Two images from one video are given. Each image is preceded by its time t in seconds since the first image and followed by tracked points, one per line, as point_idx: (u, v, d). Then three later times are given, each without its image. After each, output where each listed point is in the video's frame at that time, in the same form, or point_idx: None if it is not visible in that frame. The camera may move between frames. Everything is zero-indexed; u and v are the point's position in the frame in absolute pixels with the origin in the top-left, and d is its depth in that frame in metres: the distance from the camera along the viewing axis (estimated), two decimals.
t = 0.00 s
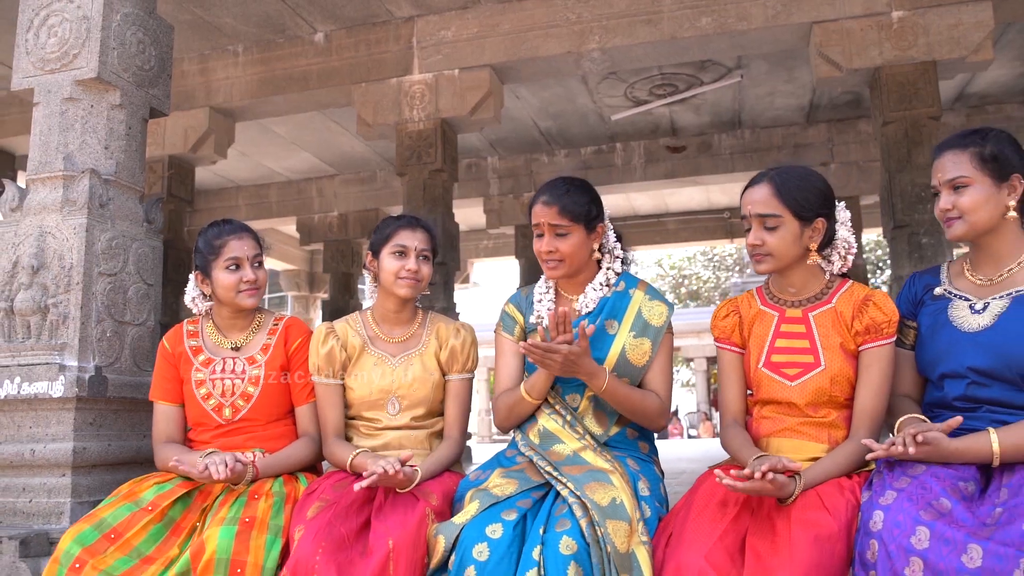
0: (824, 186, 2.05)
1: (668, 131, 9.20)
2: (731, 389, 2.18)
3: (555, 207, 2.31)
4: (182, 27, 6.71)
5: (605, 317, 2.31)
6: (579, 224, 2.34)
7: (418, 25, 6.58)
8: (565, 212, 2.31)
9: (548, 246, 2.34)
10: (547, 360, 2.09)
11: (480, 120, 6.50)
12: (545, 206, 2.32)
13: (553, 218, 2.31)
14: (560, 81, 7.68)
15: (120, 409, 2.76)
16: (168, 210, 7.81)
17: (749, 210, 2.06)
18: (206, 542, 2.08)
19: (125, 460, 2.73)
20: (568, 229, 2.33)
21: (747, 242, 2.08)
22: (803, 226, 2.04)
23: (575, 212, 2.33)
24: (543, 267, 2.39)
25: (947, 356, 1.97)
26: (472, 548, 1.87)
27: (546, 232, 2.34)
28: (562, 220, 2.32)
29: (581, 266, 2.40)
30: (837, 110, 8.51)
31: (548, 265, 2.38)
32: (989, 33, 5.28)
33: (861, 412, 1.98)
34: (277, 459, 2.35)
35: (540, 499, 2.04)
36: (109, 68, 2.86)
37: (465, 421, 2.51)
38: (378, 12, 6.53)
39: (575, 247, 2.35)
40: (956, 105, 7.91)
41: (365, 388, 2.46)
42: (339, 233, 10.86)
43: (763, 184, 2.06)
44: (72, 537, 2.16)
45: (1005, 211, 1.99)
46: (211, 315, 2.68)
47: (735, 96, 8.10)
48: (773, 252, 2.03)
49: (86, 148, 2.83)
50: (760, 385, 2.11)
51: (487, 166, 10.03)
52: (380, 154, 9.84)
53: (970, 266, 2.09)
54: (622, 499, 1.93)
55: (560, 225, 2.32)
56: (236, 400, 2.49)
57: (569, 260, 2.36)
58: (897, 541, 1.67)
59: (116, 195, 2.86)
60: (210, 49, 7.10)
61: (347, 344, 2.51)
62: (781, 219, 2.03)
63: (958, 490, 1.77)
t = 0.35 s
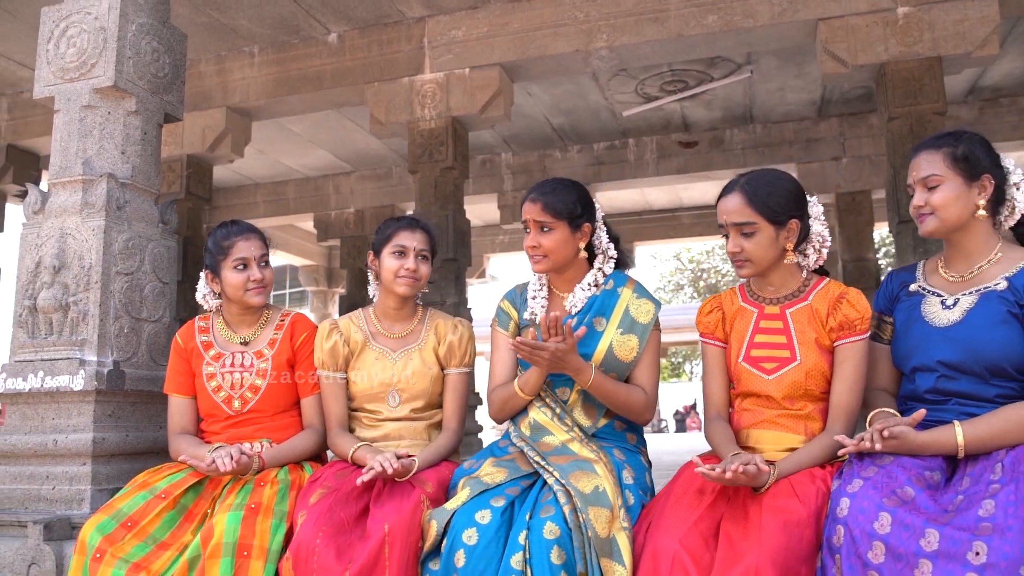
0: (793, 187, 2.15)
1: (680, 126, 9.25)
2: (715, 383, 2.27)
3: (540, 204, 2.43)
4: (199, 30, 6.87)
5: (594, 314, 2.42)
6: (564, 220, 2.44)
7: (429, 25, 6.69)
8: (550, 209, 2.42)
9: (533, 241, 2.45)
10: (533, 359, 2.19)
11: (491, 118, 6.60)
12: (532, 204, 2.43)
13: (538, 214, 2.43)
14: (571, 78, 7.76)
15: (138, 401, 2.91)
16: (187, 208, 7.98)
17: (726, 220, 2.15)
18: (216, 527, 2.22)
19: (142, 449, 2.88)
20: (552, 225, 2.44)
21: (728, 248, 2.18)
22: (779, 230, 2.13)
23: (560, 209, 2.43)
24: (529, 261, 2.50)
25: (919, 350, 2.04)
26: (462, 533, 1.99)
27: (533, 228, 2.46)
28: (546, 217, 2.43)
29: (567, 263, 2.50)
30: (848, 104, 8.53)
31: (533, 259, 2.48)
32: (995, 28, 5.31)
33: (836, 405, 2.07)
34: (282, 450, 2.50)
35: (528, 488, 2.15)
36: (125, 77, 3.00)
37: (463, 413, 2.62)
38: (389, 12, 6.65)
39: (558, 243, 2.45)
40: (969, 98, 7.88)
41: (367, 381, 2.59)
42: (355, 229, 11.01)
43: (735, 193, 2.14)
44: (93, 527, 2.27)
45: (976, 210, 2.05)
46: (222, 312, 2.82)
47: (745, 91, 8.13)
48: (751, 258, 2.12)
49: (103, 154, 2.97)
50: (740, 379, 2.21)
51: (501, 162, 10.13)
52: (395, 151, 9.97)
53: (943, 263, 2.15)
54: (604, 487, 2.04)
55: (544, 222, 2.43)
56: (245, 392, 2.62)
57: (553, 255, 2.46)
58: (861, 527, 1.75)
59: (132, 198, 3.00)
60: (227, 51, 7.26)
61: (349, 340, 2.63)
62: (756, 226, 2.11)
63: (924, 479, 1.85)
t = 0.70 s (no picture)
0: (773, 190, 2.27)
1: (692, 123, 9.30)
2: (700, 378, 2.37)
3: (547, 197, 2.53)
4: (217, 34, 7.04)
5: (587, 312, 2.48)
6: (566, 214, 2.52)
7: (440, 26, 6.81)
8: (555, 203, 2.52)
9: (534, 233, 2.53)
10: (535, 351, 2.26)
11: (502, 118, 6.72)
12: (539, 196, 2.53)
13: (544, 206, 2.52)
14: (582, 76, 7.85)
15: (157, 396, 3.06)
16: (206, 208, 8.18)
17: (705, 222, 2.27)
18: (228, 513, 2.36)
19: (161, 441, 3.04)
20: (554, 217, 2.52)
21: (710, 250, 2.30)
22: (757, 232, 2.25)
23: (564, 205, 2.53)
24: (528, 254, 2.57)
25: (892, 348, 2.13)
26: (457, 518, 2.12)
27: (536, 221, 2.55)
28: (551, 210, 2.53)
29: (564, 257, 2.57)
30: (860, 99, 8.54)
31: (532, 249, 2.55)
32: (1000, 24, 5.34)
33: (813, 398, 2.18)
34: (291, 442, 2.65)
35: (521, 477, 2.27)
36: (143, 87, 3.15)
37: (463, 407, 2.74)
38: (402, 15, 6.77)
39: (558, 235, 2.52)
40: (981, 93, 7.87)
41: (371, 376, 2.72)
42: (372, 226, 11.17)
43: (716, 198, 2.27)
44: (114, 514, 2.44)
45: (948, 212, 2.13)
46: (236, 311, 2.96)
47: (756, 87, 8.18)
48: (731, 258, 2.24)
49: (123, 161, 3.12)
50: (724, 375, 2.31)
51: (515, 159, 10.23)
52: (411, 149, 10.11)
53: (918, 263, 2.24)
54: (592, 476, 2.15)
55: (547, 214, 2.52)
56: (257, 387, 2.76)
57: (551, 246, 2.53)
58: (829, 513, 1.86)
59: (151, 203, 3.16)
60: (244, 53, 7.43)
61: (355, 337, 2.77)
62: (735, 228, 2.24)
63: (892, 469, 1.95)
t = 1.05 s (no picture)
0: (757, 186, 2.36)
1: (701, 117, 9.35)
2: (688, 366, 2.48)
3: (546, 193, 2.62)
4: (231, 34, 7.18)
5: (580, 303, 2.57)
6: (564, 210, 2.62)
7: (449, 25, 6.92)
8: (553, 199, 2.61)
9: (532, 227, 2.62)
10: (533, 338, 2.36)
11: (510, 114, 6.82)
12: (538, 192, 2.61)
13: (543, 202, 2.61)
14: (590, 72, 7.93)
15: (172, 384, 3.21)
16: (221, 204, 8.35)
17: (693, 217, 2.37)
18: (239, 493, 2.50)
19: (176, 428, 3.18)
20: (552, 212, 2.61)
21: (695, 242, 2.39)
22: (741, 225, 2.34)
23: (562, 200, 2.62)
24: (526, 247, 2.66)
25: (868, 337, 2.23)
26: (453, 498, 2.24)
27: (534, 216, 2.64)
28: (550, 205, 2.61)
29: (560, 251, 2.66)
30: (868, 93, 8.57)
31: (531, 243, 2.65)
32: (1002, 18, 5.37)
33: (794, 384, 2.27)
34: (299, 426, 2.79)
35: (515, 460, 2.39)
36: (158, 89, 3.28)
37: (463, 394, 2.86)
38: (411, 13, 6.88)
39: (556, 230, 2.61)
40: (990, 85, 7.86)
41: (375, 364, 2.84)
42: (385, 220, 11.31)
43: (702, 192, 2.36)
44: (132, 490, 2.57)
45: (923, 206, 2.21)
46: (247, 303, 3.09)
47: (764, 82, 8.22)
48: (715, 251, 2.34)
49: (139, 160, 3.26)
50: (709, 363, 2.41)
51: (526, 154, 10.32)
52: (422, 145, 10.23)
53: (896, 254, 2.33)
54: (581, 459, 2.26)
55: (546, 209, 2.61)
56: (268, 375, 2.89)
57: (549, 240, 2.62)
58: (803, 493, 1.96)
59: (165, 200, 3.29)
60: (257, 53, 7.57)
61: (359, 327, 2.90)
62: (720, 223, 2.33)
63: (865, 451, 2.05)
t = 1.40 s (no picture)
0: (733, 181, 2.49)
1: (705, 110, 9.43)
2: (670, 354, 2.60)
3: (538, 188, 2.74)
4: (240, 31, 7.33)
5: (568, 293, 2.71)
6: (555, 205, 2.75)
7: (454, 21, 7.04)
8: (545, 194, 2.74)
9: (524, 220, 2.74)
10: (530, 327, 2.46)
11: (514, 109, 6.94)
12: (530, 187, 2.74)
13: (535, 196, 2.74)
14: (594, 67, 8.03)
15: (184, 372, 3.36)
16: (233, 197, 8.53)
17: (672, 209, 2.51)
18: (246, 474, 2.65)
19: (189, 414, 3.34)
20: (543, 207, 2.74)
21: (675, 234, 2.53)
22: (717, 218, 2.47)
23: (553, 196, 2.75)
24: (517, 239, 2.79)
25: (839, 325, 2.35)
26: (446, 477, 2.38)
27: (526, 209, 2.77)
28: (541, 200, 2.74)
29: (550, 243, 2.79)
30: (871, 85, 8.62)
31: (522, 235, 2.77)
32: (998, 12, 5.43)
33: (768, 369, 2.39)
34: (304, 412, 2.95)
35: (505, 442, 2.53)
36: (169, 91, 3.43)
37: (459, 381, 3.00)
38: (417, 10, 7.00)
39: (547, 224, 2.74)
40: (992, 77, 7.90)
41: (375, 352, 2.99)
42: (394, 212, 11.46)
43: (682, 186, 2.49)
44: (144, 477, 2.73)
45: (890, 200, 2.34)
46: (255, 294, 3.23)
47: (767, 75, 8.30)
48: (693, 242, 2.47)
49: (151, 158, 3.41)
50: (690, 350, 2.54)
51: (533, 147, 10.42)
52: (430, 138, 10.36)
53: (866, 247, 2.45)
54: (566, 440, 2.40)
55: (537, 204, 2.74)
56: (274, 363, 3.05)
57: (540, 233, 2.75)
58: (770, 472, 2.09)
59: (177, 196, 3.44)
60: (267, 49, 7.71)
61: (360, 317, 3.04)
62: (696, 216, 2.46)
63: (831, 433, 2.17)
